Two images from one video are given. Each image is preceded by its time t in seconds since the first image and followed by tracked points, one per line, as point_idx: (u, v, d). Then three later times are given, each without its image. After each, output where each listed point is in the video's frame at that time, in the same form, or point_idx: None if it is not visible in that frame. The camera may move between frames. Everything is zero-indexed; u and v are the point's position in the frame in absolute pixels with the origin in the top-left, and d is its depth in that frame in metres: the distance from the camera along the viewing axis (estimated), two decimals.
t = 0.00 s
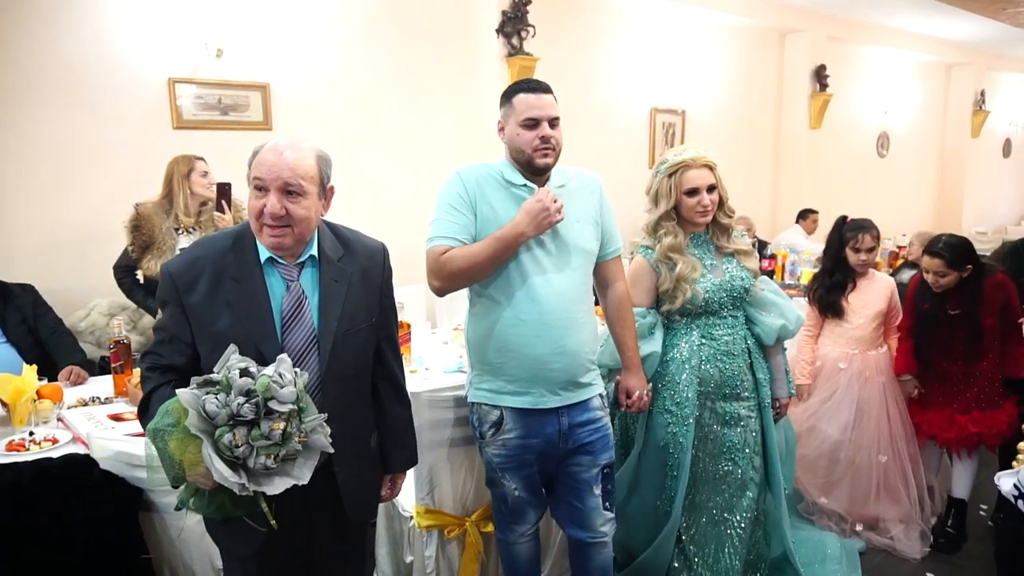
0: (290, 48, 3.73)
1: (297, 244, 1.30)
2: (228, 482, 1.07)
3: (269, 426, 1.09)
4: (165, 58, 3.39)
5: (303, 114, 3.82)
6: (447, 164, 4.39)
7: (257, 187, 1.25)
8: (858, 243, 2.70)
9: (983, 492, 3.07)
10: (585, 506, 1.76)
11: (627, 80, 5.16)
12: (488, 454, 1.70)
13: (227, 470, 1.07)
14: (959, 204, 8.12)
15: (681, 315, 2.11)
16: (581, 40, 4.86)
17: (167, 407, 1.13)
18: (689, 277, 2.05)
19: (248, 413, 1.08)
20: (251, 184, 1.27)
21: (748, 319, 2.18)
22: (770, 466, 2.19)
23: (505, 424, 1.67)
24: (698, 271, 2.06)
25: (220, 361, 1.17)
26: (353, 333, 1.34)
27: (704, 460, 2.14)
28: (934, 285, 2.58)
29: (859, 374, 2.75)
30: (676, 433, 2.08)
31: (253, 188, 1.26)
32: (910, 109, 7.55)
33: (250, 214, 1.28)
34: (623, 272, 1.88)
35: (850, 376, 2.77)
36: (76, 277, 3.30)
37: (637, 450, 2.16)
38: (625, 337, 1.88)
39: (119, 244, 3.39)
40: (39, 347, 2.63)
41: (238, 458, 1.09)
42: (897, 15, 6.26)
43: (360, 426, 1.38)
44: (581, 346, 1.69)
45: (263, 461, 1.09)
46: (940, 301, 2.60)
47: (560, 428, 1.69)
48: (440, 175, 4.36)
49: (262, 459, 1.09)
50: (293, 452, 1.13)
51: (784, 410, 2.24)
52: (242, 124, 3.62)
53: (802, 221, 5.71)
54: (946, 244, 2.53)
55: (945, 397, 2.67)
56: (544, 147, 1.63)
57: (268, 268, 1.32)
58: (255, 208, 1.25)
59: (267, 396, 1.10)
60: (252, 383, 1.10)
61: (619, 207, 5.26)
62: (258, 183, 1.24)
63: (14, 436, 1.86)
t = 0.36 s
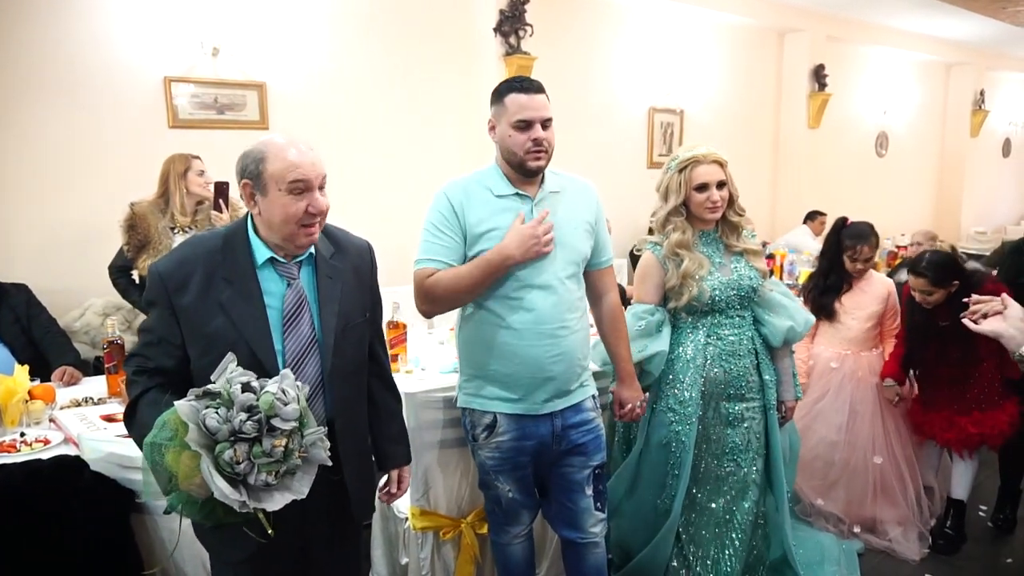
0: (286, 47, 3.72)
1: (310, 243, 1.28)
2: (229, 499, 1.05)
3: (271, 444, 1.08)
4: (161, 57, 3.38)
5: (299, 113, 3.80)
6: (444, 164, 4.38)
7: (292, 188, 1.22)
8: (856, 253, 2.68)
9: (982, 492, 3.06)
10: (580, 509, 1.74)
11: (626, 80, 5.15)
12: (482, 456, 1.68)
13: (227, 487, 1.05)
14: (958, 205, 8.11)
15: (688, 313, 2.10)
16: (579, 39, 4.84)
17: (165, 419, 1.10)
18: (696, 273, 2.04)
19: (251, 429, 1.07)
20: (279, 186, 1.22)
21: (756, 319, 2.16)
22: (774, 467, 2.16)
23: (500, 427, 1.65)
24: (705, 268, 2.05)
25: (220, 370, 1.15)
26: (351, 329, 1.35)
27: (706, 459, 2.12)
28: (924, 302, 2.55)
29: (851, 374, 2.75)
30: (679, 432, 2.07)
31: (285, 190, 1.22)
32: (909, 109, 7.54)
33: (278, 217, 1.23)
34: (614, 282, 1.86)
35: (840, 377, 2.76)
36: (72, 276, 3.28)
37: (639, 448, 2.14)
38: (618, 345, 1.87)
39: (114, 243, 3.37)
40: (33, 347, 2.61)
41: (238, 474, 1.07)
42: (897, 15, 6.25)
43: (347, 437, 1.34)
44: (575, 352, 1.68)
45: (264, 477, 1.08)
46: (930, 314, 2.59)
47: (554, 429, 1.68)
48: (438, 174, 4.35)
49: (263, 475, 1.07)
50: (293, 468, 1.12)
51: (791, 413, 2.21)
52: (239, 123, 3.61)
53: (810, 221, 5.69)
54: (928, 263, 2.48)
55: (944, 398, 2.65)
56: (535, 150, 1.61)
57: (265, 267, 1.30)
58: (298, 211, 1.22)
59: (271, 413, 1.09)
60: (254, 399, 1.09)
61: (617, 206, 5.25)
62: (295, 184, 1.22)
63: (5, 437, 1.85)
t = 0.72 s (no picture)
0: (288, 47, 3.71)
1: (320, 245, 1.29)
2: (262, 508, 1.04)
3: (304, 452, 1.07)
4: (163, 57, 3.38)
5: (301, 113, 3.80)
6: (446, 164, 4.38)
7: (316, 191, 1.23)
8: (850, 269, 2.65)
9: (984, 493, 3.06)
10: (585, 510, 1.74)
11: (627, 80, 5.15)
12: (487, 456, 1.68)
13: (260, 495, 1.04)
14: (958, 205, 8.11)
15: (704, 308, 2.09)
16: (579, 39, 4.84)
17: (191, 425, 1.08)
18: (712, 268, 2.04)
19: (286, 439, 1.06)
20: (308, 189, 1.22)
21: (772, 317, 2.16)
22: (789, 465, 2.16)
23: (505, 429, 1.65)
24: (721, 263, 2.05)
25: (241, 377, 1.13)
26: (365, 327, 1.41)
27: (721, 458, 2.12)
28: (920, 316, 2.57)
29: (849, 377, 2.78)
30: (696, 432, 2.06)
31: (314, 192, 1.23)
32: (909, 109, 7.54)
33: (303, 219, 1.23)
34: (619, 284, 1.87)
35: (838, 379, 2.80)
36: (74, 275, 3.29)
37: (654, 446, 2.12)
38: (623, 346, 1.87)
39: (116, 243, 3.37)
40: (35, 346, 2.61)
41: (269, 482, 1.06)
42: (897, 15, 6.25)
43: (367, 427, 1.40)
44: (579, 353, 1.69)
45: (295, 485, 1.07)
46: (927, 328, 2.60)
47: (559, 430, 1.68)
48: (439, 174, 4.35)
49: (294, 483, 1.07)
50: (321, 476, 1.12)
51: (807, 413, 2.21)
52: (241, 123, 3.61)
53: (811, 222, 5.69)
54: (924, 278, 2.49)
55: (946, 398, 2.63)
56: (543, 156, 1.61)
57: (278, 266, 1.31)
58: (322, 213, 1.24)
59: (307, 422, 1.08)
60: (288, 408, 1.08)
61: (618, 206, 5.25)
62: (319, 186, 1.23)
63: (10, 436, 1.85)
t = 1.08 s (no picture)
0: (293, 47, 3.72)
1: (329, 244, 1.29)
2: (278, 503, 1.04)
3: (320, 446, 1.08)
4: (169, 58, 3.38)
5: (306, 114, 3.80)
6: (449, 165, 4.38)
7: (328, 188, 1.23)
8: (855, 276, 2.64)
9: (989, 494, 3.06)
10: (591, 511, 1.74)
11: (630, 80, 5.15)
12: (494, 456, 1.67)
13: (277, 490, 1.04)
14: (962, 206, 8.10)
15: (716, 306, 2.08)
16: (583, 39, 4.84)
17: (204, 422, 1.08)
18: (737, 271, 2.03)
19: (300, 433, 1.06)
20: (318, 187, 1.23)
21: (782, 317, 2.16)
22: (799, 464, 2.16)
23: (513, 429, 1.64)
24: (745, 266, 2.04)
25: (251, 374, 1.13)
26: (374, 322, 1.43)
27: (735, 458, 2.11)
28: (919, 382, 2.54)
29: (853, 381, 2.75)
30: (710, 432, 2.05)
31: (325, 190, 1.23)
32: (912, 110, 7.53)
33: (312, 215, 1.23)
34: (630, 285, 1.87)
35: (842, 382, 2.77)
36: (79, 276, 3.29)
37: (669, 449, 2.12)
38: (634, 346, 1.86)
39: (121, 243, 3.38)
40: (42, 346, 2.62)
41: (286, 477, 1.05)
42: (901, 15, 6.25)
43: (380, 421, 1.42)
44: (586, 353, 1.68)
45: (312, 480, 1.07)
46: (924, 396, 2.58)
47: (565, 430, 1.68)
48: (443, 174, 4.35)
49: (311, 478, 1.07)
50: (336, 472, 1.12)
51: (818, 414, 2.21)
52: (247, 123, 3.61)
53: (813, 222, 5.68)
54: (925, 350, 2.49)
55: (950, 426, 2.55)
56: (540, 160, 1.60)
57: (290, 266, 1.31)
58: (333, 211, 1.24)
59: (322, 415, 1.09)
60: (304, 402, 1.08)
61: (622, 207, 5.24)
62: (331, 183, 1.23)
63: (18, 436, 1.85)
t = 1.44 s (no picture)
0: (296, 47, 3.72)
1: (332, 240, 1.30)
2: (283, 492, 1.04)
3: (321, 434, 1.07)
4: (172, 57, 3.38)
5: (308, 113, 3.81)
6: (452, 164, 4.38)
7: (329, 183, 1.24)
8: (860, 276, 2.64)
9: (993, 494, 3.05)
10: (591, 511, 1.73)
11: (633, 79, 5.14)
12: (497, 455, 1.67)
13: (280, 480, 1.04)
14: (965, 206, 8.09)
15: (729, 302, 2.07)
16: (586, 38, 4.83)
17: (205, 417, 1.07)
18: (746, 271, 2.03)
19: (300, 421, 1.06)
20: (319, 183, 1.23)
21: (784, 316, 2.16)
22: (802, 462, 2.15)
23: (513, 424, 1.64)
24: (753, 265, 2.04)
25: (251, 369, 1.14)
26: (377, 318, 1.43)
27: (741, 457, 2.10)
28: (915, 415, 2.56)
29: (858, 380, 2.74)
30: (719, 433, 2.04)
31: (327, 186, 1.23)
32: (916, 109, 7.51)
33: (313, 211, 1.23)
34: (633, 284, 1.86)
35: (847, 381, 2.76)
36: (83, 275, 3.29)
37: (676, 451, 2.12)
38: (638, 347, 1.85)
39: (125, 242, 3.38)
40: (46, 345, 2.62)
41: (289, 467, 1.05)
42: (904, 14, 6.23)
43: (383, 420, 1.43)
44: (588, 352, 1.68)
45: (315, 468, 1.07)
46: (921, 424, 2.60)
47: (569, 429, 1.67)
48: (445, 174, 4.35)
49: (314, 466, 1.07)
50: (340, 459, 1.12)
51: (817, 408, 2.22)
52: (250, 123, 3.62)
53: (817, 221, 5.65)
54: (921, 389, 2.51)
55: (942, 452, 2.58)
56: (523, 171, 1.59)
57: (294, 265, 1.31)
58: (334, 208, 1.24)
59: (320, 403, 1.08)
60: (303, 390, 1.08)
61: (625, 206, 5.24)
62: (333, 178, 1.24)
63: (23, 435, 1.85)
